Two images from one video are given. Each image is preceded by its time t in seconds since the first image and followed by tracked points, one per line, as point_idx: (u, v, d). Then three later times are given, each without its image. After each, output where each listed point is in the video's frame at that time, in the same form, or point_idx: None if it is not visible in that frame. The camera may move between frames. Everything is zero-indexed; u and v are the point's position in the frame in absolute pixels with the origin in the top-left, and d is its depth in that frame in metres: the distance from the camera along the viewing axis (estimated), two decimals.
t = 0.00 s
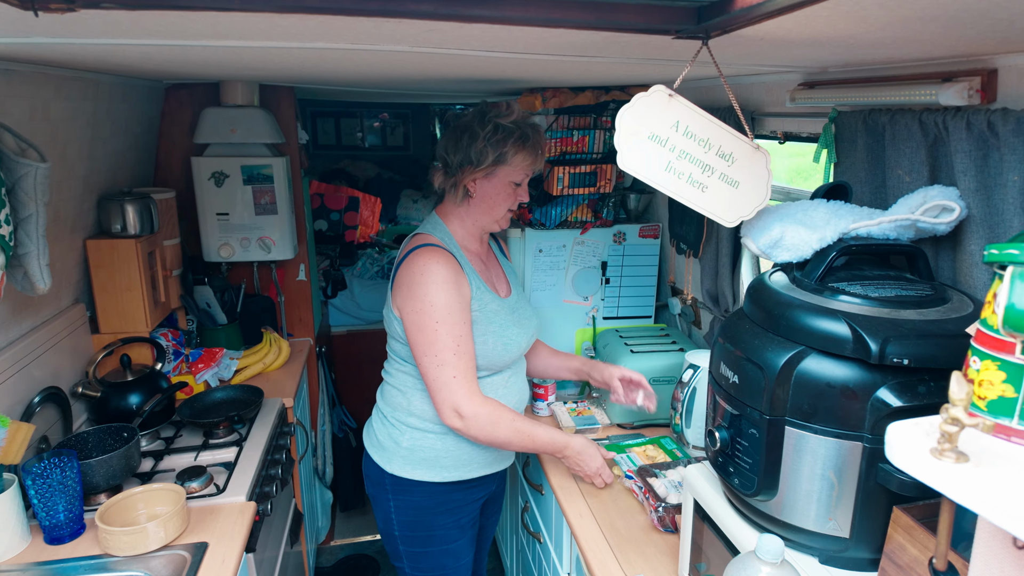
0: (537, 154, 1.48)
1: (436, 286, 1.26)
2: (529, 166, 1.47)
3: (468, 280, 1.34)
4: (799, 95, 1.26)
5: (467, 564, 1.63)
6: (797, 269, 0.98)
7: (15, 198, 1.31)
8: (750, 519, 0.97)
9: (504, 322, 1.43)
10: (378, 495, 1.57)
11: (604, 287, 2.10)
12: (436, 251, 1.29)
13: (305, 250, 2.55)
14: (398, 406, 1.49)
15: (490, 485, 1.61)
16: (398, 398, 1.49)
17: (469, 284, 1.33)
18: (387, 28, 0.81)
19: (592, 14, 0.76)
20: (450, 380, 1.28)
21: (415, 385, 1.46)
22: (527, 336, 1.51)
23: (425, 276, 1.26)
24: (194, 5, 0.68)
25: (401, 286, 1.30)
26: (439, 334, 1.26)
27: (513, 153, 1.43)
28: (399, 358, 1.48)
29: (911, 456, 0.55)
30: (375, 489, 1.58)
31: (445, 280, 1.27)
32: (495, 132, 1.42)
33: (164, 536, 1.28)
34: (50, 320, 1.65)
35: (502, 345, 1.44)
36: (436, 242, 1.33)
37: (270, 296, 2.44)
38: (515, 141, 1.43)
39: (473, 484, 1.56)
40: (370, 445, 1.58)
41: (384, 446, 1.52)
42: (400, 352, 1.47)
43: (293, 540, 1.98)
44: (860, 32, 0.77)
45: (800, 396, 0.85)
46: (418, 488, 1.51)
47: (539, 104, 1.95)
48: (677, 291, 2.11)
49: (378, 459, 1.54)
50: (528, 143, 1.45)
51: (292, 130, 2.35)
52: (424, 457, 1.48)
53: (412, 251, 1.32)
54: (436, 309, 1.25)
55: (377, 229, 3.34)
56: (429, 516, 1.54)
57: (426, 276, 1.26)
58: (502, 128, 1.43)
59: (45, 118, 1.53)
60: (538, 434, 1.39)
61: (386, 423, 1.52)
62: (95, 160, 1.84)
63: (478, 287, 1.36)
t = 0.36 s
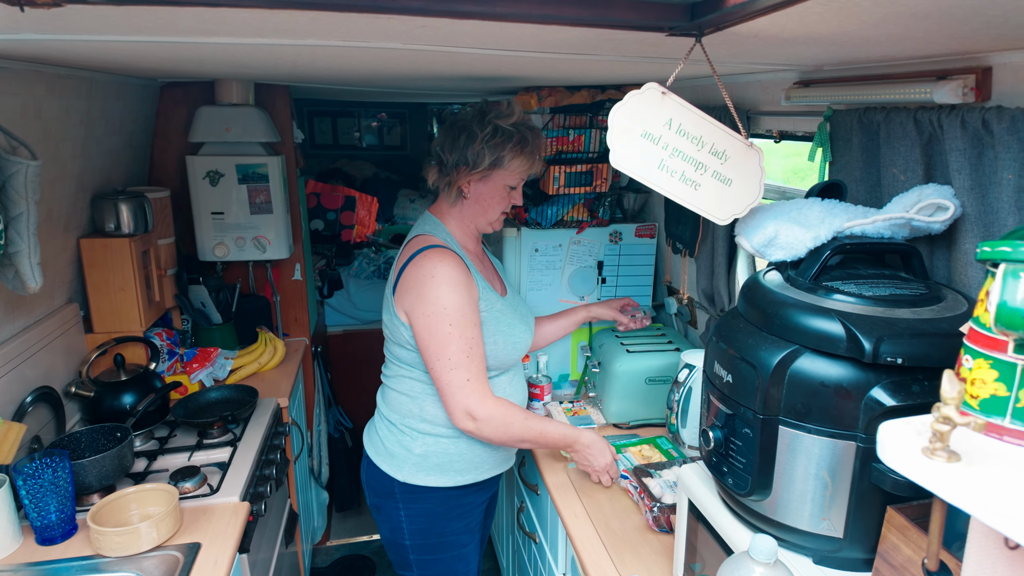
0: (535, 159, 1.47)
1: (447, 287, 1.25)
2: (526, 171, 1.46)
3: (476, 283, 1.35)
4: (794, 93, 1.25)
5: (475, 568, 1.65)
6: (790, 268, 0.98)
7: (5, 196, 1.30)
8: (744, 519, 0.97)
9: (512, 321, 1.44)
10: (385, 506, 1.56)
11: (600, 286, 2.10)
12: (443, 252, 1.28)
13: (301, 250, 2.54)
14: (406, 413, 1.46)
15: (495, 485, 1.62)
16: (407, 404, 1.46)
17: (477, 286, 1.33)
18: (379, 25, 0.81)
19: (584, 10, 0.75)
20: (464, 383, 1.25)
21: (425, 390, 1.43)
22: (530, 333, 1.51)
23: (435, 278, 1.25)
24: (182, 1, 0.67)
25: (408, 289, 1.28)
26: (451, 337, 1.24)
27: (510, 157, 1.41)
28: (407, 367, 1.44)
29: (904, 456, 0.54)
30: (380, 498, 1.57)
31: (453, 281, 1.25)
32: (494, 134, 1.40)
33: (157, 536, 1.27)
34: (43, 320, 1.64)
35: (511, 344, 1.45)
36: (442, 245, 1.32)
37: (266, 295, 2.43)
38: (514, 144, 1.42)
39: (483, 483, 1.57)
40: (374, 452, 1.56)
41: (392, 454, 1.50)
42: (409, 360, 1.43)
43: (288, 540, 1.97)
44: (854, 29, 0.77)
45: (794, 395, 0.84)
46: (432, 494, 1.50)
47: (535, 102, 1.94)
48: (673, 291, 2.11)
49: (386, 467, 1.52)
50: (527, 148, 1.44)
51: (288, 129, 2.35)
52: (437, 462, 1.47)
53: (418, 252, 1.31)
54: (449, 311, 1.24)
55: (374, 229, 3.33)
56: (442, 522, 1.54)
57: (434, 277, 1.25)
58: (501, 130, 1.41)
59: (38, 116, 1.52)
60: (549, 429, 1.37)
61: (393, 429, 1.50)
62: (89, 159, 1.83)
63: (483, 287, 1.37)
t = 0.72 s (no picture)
0: (529, 158, 1.47)
1: (445, 288, 1.24)
2: (520, 170, 1.47)
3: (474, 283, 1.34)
4: (788, 92, 1.25)
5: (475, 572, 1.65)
6: (784, 267, 0.97)
7: None
8: (738, 518, 0.97)
9: (509, 322, 1.44)
10: (384, 511, 1.55)
11: (596, 286, 2.10)
12: (442, 252, 1.28)
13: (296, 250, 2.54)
14: (404, 417, 1.46)
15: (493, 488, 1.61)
16: (406, 408, 1.45)
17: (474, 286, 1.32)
18: (370, 22, 0.80)
19: (575, 7, 0.75)
20: (458, 386, 1.25)
21: (423, 394, 1.42)
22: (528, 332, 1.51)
23: (433, 278, 1.25)
24: None
25: (406, 290, 1.28)
26: (448, 338, 1.24)
27: (505, 156, 1.41)
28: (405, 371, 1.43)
29: (894, 454, 0.54)
30: (379, 505, 1.55)
31: (451, 281, 1.25)
32: (488, 133, 1.40)
33: (150, 537, 1.26)
34: (36, 319, 1.63)
35: (510, 344, 1.45)
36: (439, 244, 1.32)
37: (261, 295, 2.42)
38: (508, 143, 1.41)
39: (481, 487, 1.56)
40: (371, 457, 1.54)
41: (391, 459, 1.49)
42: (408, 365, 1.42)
43: (283, 541, 1.97)
44: (845, 27, 0.77)
45: (788, 394, 0.84)
46: (432, 498, 1.50)
47: (530, 102, 1.92)
48: (669, 290, 2.11)
49: (384, 472, 1.51)
50: (521, 147, 1.44)
51: (283, 129, 2.34)
52: (437, 466, 1.46)
53: (415, 253, 1.31)
54: (446, 312, 1.23)
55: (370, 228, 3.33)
56: (443, 525, 1.54)
57: (432, 278, 1.25)
58: (496, 129, 1.41)
59: (30, 114, 1.51)
60: (541, 421, 1.38)
61: (391, 434, 1.49)
62: (83, 158, 1.82)
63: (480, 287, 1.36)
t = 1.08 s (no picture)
0: (526, 161, 1.48)
1: (429, 288, 1.25)
2: (516, 173, 1.47)
3: (467, 290, 1.33)
4: (787, 94, 1.26)
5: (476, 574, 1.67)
6: (784, 268, 0.98)
7: None
8: (738, 517, 0.97)
9: (506, 324, 1.44)
10: (385, 516, 1.56)
11: (595, 286, 2.10)
12: (434, 255, 1.29)
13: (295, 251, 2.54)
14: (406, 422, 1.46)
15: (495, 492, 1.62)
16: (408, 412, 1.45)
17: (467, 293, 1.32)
18: (374, 27, 0.81)
19: (578, 12, 0.76)
20: (418, 390, 1.24)
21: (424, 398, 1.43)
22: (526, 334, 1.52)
23: (421, 279, 1.25)
24: (178, 3, 0.67)
25: (394, 288, 1.29)
26: (421, 340, 1.24)
27: (502, 159, 1.42)
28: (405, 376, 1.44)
29: (894, 453, 0.55)
30: (381, 509, 1.56)
31: (440, 284, 1.26)
32: (485, 136, 1.41)
33: (152, 538, 1.27)
34: (37, 321, 1.63)
35: (507, 347, 1.46)
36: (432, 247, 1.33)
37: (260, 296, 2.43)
38: (505, 146, 1.42)
39: (483, 490, 1.57)
40: (372, 462, 1.54)
41: (393, 464, 1.49)
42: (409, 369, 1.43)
43: (283, 541, 1.97)
44: (844, 32, 0.77)
45: (788, 395, 0.85)
46: (435, 503, 1.51)
47: (530, 104, 1.92)
48: (668, 290, 2.12)
49: (385, 477, 1.51)
50: (518, 150, 1.44)
51: (283, 130, 2.35)
52: (440, 470, 1.47)
53: (409, 255, 1.32)
54: (423, 314, 1.24)
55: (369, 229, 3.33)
56: (445, 529, 1.55)
57: (421, 278, 1.26)
58: (493, 132, 1.42)
59: (31, 117, 1.52)
60: (512, 410, 1.33)
61: (393, 439, 1.49)
62: (83, 160, 1.82)
63: (476, 294, 1.35)
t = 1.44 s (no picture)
0: (508, 157, 1.47)
1: (425, 286, 1.24)
2: (498, 170, 1.46)
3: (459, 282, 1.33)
4: (779, 88, 1.26)
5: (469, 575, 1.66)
6: (775, 262, 0.98)
7: None
8: (729, 512, 0.97)
9: (498, 318, 1.44)
10: (376, 517, 1.54)
11: (588, 283, 2.10)
12: (421, 253, 1.27)
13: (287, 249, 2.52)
14: (395, 422, 1.45)
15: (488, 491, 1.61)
16: (397, 413, 1.44)
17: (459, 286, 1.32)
18: (361, 18, 0.80)
19: (566, 3, 0.75)
20: (443, 386, 1.22)
21: (414, 397, 1.42)
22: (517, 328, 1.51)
23: (414, 279, 1.24)
24: None
25: (388, 292, 1.28)
26: (430, 339, 1.22)
27: (481, 156, 1.41)
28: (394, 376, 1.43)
29: (886, 446, 0.54)
30: (372, 510, 1.54)
31: (432, 280, 1.25)
32: (464, 133, 1.40)
33: (140, 539, 1.25)
34: (25, 320, 1.62)
35: (500, 340, 1.45)
36: (417, 245, 1.31)
37: (252, 295, 2.41)
38: (485, 143, 1.41)
39: (475, 490, 1.56)
40: (363, 464, 1.53)
41: (382, 465, 1.48)
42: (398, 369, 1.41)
43: (275, 541, 1.96)
44: (835, 22, 0.77)
45: (779, 389, 0.84)
46: (426, 504, 1.50)
47: (521, 100, 1.91)
48: (661, 287, 2.11)
49: (376, 479, 1.50)
50: (499, 147, 1.43)
51: (274, 127, 2.33)
52: (430, 471, 1.46)
53: (395, 253, 1.30)
54: (426, 312, 1.23)
55: (363, 228, 3.32)
56: (437, 530, 1.54)
57: (412, 276, 1.25)
58: (471, 129, 1.41)
59: (17, 113, 1.50)
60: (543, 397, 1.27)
61: (383, 440, 1.48)
62: (71, 157, 1.81)
63: (467, 287, 1.36)
